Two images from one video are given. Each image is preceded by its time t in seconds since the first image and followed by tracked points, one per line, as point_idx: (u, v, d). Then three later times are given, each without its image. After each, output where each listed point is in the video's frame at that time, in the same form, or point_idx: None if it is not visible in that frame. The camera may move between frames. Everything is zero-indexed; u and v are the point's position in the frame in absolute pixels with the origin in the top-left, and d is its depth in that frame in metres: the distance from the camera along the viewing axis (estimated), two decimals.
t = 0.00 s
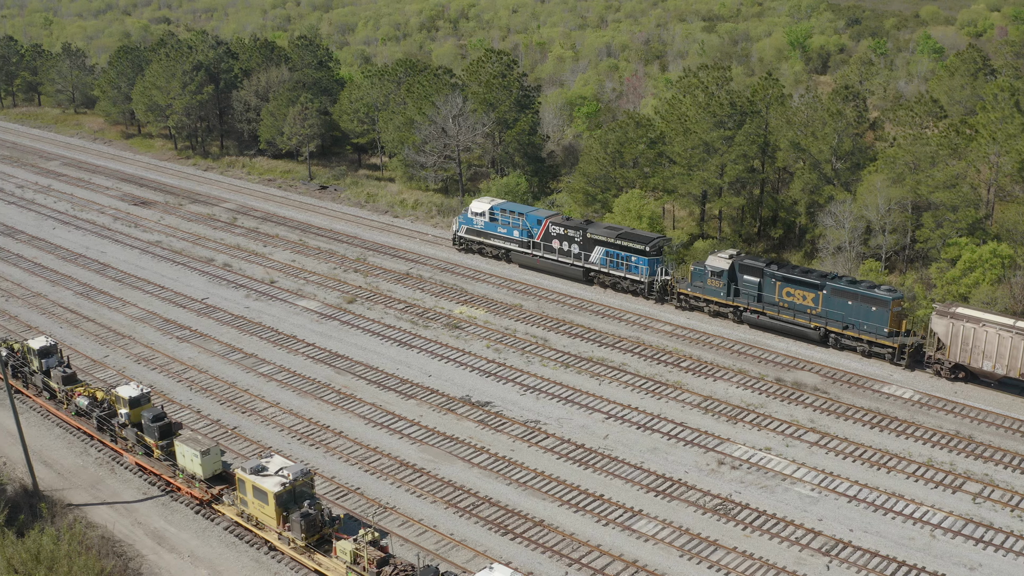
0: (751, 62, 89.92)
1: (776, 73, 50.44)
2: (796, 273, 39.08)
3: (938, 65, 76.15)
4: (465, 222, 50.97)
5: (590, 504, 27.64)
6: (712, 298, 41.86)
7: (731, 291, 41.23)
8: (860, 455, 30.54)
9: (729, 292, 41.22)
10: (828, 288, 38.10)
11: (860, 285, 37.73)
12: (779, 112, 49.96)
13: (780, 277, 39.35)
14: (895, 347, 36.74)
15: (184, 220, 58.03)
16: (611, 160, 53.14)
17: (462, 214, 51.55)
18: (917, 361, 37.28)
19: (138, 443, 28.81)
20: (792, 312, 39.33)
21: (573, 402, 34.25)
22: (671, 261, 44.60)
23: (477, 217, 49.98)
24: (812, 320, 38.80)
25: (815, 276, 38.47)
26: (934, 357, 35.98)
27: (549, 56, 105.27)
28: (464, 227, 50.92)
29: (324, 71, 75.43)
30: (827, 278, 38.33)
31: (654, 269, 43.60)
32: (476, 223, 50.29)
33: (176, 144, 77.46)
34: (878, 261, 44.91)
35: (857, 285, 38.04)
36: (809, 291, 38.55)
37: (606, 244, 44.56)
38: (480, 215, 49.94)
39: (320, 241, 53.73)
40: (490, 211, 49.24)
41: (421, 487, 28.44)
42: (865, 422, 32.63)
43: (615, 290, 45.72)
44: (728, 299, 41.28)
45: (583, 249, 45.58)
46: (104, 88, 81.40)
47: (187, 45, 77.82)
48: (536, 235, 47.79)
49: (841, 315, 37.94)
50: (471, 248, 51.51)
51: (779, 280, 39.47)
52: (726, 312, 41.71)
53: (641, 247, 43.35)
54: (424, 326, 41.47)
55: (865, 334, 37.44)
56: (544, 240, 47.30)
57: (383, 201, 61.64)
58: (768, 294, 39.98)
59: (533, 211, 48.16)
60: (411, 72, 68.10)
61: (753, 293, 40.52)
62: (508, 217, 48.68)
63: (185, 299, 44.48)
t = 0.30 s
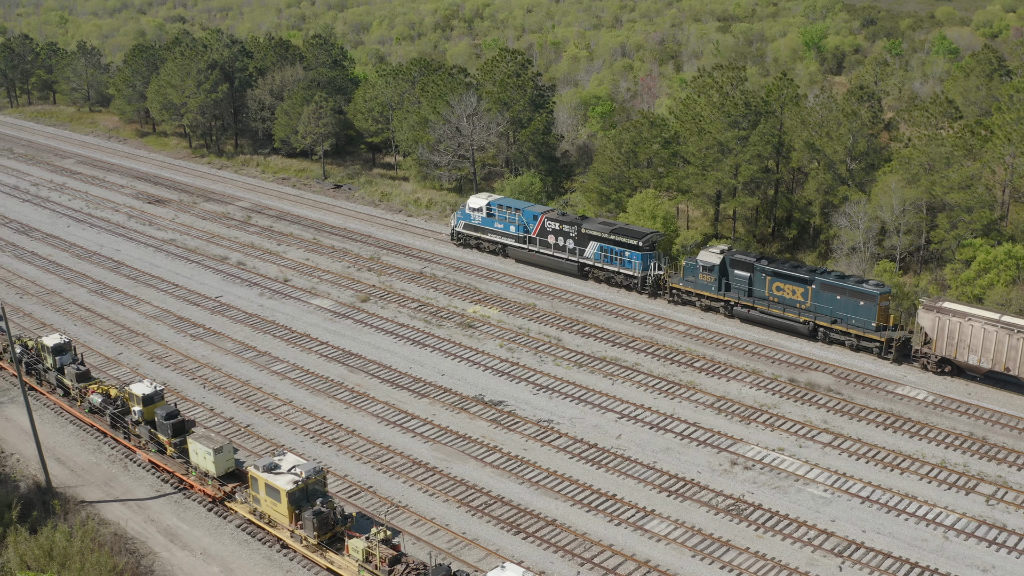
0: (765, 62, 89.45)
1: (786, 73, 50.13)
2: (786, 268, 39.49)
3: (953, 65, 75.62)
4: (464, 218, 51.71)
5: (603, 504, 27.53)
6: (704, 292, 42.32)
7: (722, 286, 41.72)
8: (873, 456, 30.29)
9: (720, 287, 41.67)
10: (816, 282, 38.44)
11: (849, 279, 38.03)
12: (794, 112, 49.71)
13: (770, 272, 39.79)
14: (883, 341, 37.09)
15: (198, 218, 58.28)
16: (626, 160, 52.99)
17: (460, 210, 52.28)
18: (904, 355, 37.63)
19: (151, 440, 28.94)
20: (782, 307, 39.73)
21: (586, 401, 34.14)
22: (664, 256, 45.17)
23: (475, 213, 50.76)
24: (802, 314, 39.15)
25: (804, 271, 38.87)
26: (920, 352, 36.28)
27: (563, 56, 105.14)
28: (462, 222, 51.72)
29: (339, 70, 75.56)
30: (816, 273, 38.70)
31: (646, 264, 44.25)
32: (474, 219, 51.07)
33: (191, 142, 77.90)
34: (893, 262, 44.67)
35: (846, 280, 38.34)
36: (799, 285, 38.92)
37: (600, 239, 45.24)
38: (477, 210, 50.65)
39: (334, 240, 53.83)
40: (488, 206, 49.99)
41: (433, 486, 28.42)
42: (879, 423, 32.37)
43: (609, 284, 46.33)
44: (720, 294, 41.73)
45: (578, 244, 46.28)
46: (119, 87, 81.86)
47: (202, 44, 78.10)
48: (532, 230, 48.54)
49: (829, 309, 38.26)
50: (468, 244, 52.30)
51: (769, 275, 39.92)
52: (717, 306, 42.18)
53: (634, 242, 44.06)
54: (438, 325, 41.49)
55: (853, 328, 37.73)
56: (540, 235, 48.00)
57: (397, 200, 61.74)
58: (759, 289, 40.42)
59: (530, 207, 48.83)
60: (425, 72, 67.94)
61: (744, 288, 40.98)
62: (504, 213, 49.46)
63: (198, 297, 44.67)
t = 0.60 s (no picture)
0: (779, 62, 89.04)
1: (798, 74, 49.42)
2: (774, 262, 39.97)
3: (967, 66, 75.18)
4: (459, 214, 52.70)
5: (614, 504, 27.45)
6: (694, 287, 42.90)
7: (712, 280, 42.25)
8: (886, 457, 30.06)
9: (710, 282, 42.21)
10: (804, 277, 38.97)
11: (836, 274, 38.56)
12: (807, 112, 49.41)
13: (759, 266, 40.29)
14: (868, 335, 37.62)
15: (211, 217, 58.49)
16: (638, 160, 52.77)
17: (457, 207, 53.10)
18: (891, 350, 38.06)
19: (163, 438, 29.02)
20: (770, 301, 40.26)
21: (598, 401, 34.04)
22: (657, 251, 45.47)
23: (472, 208, 51.61)
24: (790, 309, 39.69)
25: (792, 266, 39.37)
26: (906, 346, 36.88)
27: (576, 56, 104.95)
28: (458, 218, 52.55)
29: (352, 70, 75.67)
30: (804, 268, 39.21)
31: (639, 259, 44.76)
32: (470, 215, 51.91)
33: (204, 141, 78.26)
34: (905, 263, 44.26)
35: (834, 274, 38.85)
36: (787, 280, 39.44)
37: (593, 234, 45.79)
38: (473, 206, 51.62)
39: (347, 239, 53.92)
40: (484, 202, 50.83)
41: (445, 485, 28.39)
42: (892, 424, 32.13)
43: (602, 279, 46.95)
44: (709, 288, 42.29)
45: (572, 239, 46.91)
46: (132, 85, 82.28)
47: (216, 43, 78.26)
48: (527, 225, 49.32)
49: (817, 304, 38.79)
50: (465, 239, 53.02)
51: (758, 269, 40.42)
52: (707, 301, 42.80)
53: (626, 237, 44.63)
54: (450, 323, 41.51)
55: (840, 322, 38.28)
56: (534, 230, 48.75)
57: (410, 200, 61.77)
58: (748, 284, 40.94)
59: (525, 203, 49.62)
60: (438, 71, 67.84)
61: (734, 282, 41.52)
62: (500, 209, 50.28)
63: (211, 295, 44.83)
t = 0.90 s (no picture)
0: (792, 62, 88.57)
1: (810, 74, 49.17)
2: (763, 258, 40.57)
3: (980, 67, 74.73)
4: (457, 209, 53.27)
5: (625, 504, 27.35)
6: (685, 281, 43.54)
7: (703, 275, 42.88)
8: (897, 458, 29.84)
9: (701, 276, 42.88)
10: (793, 272, 39.52)
11: (824, 269, 39.07)
12: (820, 113, 49.01)
13: (748, 261, 40.88)
14: (856, 329, 38.09)
15: (223, 215, 58.71)
16: (651, 160, 52.57)
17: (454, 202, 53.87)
18: (878, 343, 38.58)
19: (174, 436, 29.11)
20: (759, 296, 40.81)
21: (610, 401, 33.93)
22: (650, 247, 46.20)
23: (468, 204, 52.34)
24: (779, 303, 40.24)
25: (781, 261, 39.93)
26: (893, 340, 37.25)
27: (589, 55, 104.81)
28: (455, 213, 53.27)
29: (364, 69, 75.77)
30: (793, 263, 39.75)
31: (631, 254, 45.39)
32: (467, 210, 52.63)
33: (216, 140, 78.62)
34: (917, 265, 44.16)
35: (822, 269, 39.35)
36: (776, 275, 40.01)
37: (586, 230, 46.45)
38: (470, 202, 52.27)
39: (359, 238, 53.98)
40: (480, 198, 51.53)
41: (456, 485, 28.36)
42: (904, 425, 31.91)
43: (595, 274, 47.58)
44: (700, 283, 42.95)
45: (566, 235, 47.56)
46: (145, 84, 82.73)
47: (228, 42, 78.38)
48: (522, 221, 49.92)
49: (805, 298, 39.33)
50: (461, 235, 53.79)
51: (747, 265, 41.01)
52: (698, 296, 43.37)
53: (619, 232, 45.22)
54: (462, 323, 41.48)
55: (828, 317, 38.78)
56: (529, 226, 49.46)
57: (422, 199, 61.78)
58: (737, 278, 41.55)
59: (520, 199, 50.22)
60: (451, 71, 68.00)
61: (724, 277, 42.13)
62: (495, 205, 50.82)
63: (223, 294, 44.96)
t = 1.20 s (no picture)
0: (808, 63, 88.03)
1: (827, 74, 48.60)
2: (754, 252, 41.15)
3: (997, 68, 74.16)
4: (455, 205, 54.30)
5: (639, 504, 27.21)
6: (677, 275, 44.12)
7: (694, 270, 43.48)
8: (913, 460, 29.55)
9: (692, 270, 43.47)
10: (782, 266, 40.14)
11: (813, 264, 39.67)
12: (837, 113, 48.36)
13: (739, 256, 41.43)
14: (843, 323, 38.57)
15: (239, 214, 58.97)
16: (666, 161, 52.29)
17: (453, 198, 54.68)
18: (865, 337, 38.93)
19: (189, 434, 29.23)
20: (749, 290, 41.39)
21: (624, 401, 33.79)
22: (643, 242, 46.92)
23: (467, 199, 53.12)
24: (768, 297, 40.78)
25: (770, 256, 40.52)
26: (879, 334, 37.61)
27: (605, 55, 104.58)
28: (454, 209, 54.15)
29: (381, 68, 75.89)
30: (782, 258, 40.36)
31: (625, 249, 46.07)
32: (465, 206, 53.42)
33: (232, 139, 79.10)
34: (934, 265, 43.89)
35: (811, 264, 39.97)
36: (765, 269, 40.60)
37: (582, 225, 47.13)
38: (468, 197, 53.12)
39: (374, 238, 54.05)
40: (478, 193, 52.28)
41: (470, 484, 28.31)
42: (919, 427, 31.62)
43: (590, 269, 48.32)
44: (692, 277, 43.53)
45: (562, 230, 48.30)
46: (162, 83, 83.26)
47: (244, 41, 78.58)
48: (519, 217, 50.60)
49: (794, 292, 39.89)
50: (461, 230, 54.72)
51: (738, 259, 41.58)
52: (690, 290, 43.94)
53: (613, 227, 45.87)
54: (477, 323, 41.42)
55: (816, 310, 39.31)
56: (526, 221, 50.14)
57: (437, 199, 61.80)
58: (728, 273, 42.12)
59: (518, 195, 50.90)
60: (466, 70, 67.81)
61: (715, 272, 42.72)
62: (493, 200, 51.64)
63: (238, 292, 45.15)
